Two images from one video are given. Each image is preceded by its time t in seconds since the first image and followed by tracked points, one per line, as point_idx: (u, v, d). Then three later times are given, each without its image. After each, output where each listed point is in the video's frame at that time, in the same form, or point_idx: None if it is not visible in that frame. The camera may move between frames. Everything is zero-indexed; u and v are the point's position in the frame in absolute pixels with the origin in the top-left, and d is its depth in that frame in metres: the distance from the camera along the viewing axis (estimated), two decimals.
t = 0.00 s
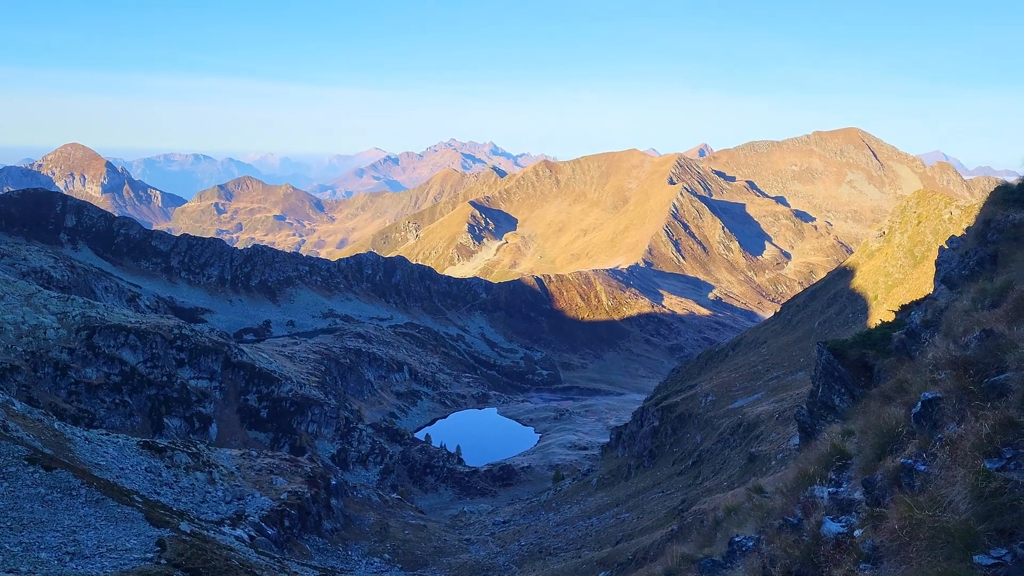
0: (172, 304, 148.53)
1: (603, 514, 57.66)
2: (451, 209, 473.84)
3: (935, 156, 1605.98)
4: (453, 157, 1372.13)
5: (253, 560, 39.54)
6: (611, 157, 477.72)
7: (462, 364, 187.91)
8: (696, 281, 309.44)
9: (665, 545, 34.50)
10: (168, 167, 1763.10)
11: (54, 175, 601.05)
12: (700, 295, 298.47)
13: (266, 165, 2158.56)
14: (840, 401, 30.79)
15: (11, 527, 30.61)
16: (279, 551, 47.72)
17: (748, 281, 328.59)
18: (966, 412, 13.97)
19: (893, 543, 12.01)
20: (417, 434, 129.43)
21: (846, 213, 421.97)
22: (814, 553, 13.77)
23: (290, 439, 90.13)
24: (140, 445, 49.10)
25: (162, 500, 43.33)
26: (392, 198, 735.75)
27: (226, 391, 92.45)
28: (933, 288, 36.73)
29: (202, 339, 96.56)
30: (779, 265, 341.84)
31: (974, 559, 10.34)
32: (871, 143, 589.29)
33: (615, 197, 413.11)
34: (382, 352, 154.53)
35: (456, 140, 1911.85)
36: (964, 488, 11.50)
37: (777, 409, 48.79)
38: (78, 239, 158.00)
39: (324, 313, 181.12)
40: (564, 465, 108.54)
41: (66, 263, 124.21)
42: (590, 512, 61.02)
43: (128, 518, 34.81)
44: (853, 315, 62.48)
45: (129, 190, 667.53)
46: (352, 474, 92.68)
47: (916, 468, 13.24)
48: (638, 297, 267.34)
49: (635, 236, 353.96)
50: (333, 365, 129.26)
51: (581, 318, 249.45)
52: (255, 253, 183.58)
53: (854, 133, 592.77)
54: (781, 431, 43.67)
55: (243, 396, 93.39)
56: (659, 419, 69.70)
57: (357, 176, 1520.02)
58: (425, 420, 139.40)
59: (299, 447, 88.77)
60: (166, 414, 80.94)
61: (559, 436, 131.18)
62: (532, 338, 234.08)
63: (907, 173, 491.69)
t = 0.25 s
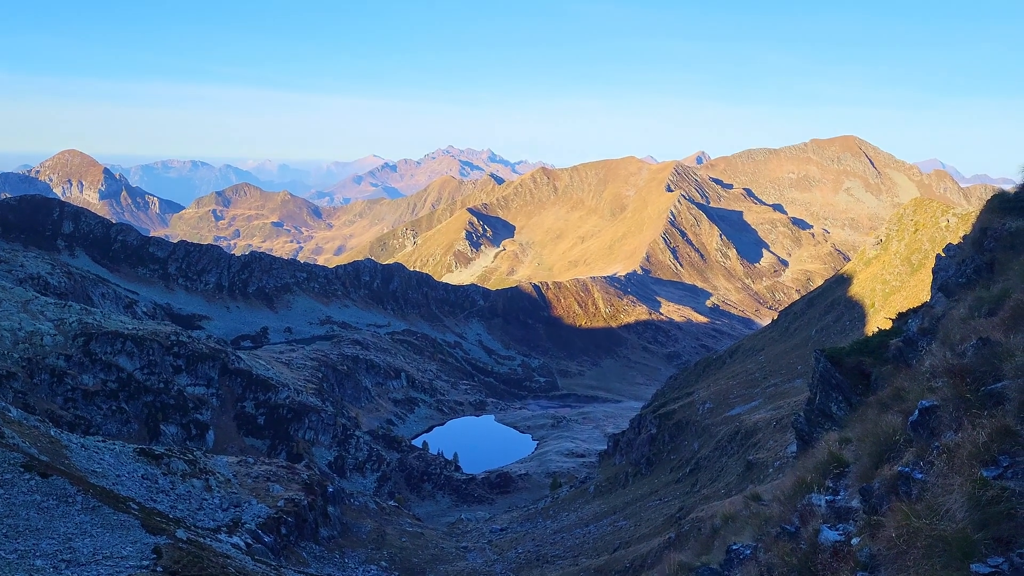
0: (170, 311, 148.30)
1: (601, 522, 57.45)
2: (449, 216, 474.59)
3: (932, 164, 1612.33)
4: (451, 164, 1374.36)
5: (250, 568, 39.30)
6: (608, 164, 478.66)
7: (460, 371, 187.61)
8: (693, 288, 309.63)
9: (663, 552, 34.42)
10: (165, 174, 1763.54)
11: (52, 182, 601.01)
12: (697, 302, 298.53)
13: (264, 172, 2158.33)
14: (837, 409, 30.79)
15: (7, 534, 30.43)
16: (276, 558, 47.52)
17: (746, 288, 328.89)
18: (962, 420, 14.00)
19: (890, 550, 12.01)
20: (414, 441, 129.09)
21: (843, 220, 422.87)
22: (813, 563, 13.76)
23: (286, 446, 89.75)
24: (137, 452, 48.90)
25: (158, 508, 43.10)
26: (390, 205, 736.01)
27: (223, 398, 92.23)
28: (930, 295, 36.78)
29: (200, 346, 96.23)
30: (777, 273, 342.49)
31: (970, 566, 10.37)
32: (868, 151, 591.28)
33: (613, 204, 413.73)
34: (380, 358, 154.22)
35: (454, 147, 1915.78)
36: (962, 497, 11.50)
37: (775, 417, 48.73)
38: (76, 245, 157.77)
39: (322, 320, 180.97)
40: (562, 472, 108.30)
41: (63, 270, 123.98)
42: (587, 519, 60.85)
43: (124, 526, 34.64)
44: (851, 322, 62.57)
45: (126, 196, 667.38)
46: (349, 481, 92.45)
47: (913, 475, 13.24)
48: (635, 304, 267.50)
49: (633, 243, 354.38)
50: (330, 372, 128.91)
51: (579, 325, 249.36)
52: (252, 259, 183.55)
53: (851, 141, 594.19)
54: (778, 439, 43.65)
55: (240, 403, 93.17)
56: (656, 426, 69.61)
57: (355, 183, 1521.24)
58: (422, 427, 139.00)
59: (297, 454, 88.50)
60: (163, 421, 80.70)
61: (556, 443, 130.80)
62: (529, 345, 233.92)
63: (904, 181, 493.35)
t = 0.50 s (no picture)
0: (170, 315, 148.24)
1: (602, 527, 57.29)
2: (450, 220, 474.72)
3: (932, 169, 1612.36)
4: (452, 169, 1375.62)
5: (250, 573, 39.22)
6: (609, 169, 478.88)
7: (460, 376, 187.37)
8: (694, 293, 309.51)
9: (664, 557, 34.33)
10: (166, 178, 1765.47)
11: (53, 186, 601.62)
12: (698, 307, 298.39)
13: (265, 176, 2156.16)
14: (838, 414, 30.78)
15: (7, 538, 30.41)
16: (276, 563, 47.42)
17: (747, 293, 328.80)
18: (963, 426, 14.01)
19: (891, 556, 12.02)
20: (414, 446, 128.93)
21: (844, 225, 423.04)
22: (813, 569, 13.78)
23: (286, 451, 89.74)
24: (137, 456, 48.86)
25: (159, 512, 43.00)
26: (391, 210, 736.40)
27: (224, 402, 92.19)
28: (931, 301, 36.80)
29: (200, 350, 96.17)
30: (777, 278, 342.40)
31: (972, 572, 10.37)
32: (869, 156, 591.41)
33: (613, 209, 413.90)
34: (380, 363, 154.08)
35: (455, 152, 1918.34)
36: (962, 504, 11.49)
37: (776, 422, 48.71)
38: (77, 250, 157.78)
39: (322, 325, 180.96)
40: (562, 477, 108.13)
41: (64, 274, 124.01)
42: (588, 524, 60.68)
43: (124, 530, 34.56)
44: (851, 328, 62.55)
45: (127, 201, 668.01)
46: (350, 486, 92.44)
47: (912, 482, 13.26)
48: (636, 309, 267.32)
49: (634, 248, 354.23)
50: (331, 377, 128.80)
51: (580, 330, 249.10)
52: (253, 264, 183.71)
53: (852, 147, 594.17)
54: (779, 444, 43.63)
55: (240, 407, 93.13)
56: (657, 431, 69.48)
57: (356, 188, 1522.21)
58: (422, 432, 138.82)
59: (297, 459, 88.46)
60: (163, 425, 80.63)
61: (557, 448, 130.65)
62: (530, 349, 233.73)
63: (904, 186, 493.45)
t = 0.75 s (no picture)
0: (174, 318, 148.69)
1: (605, 531, 57.16)
2: (453, 224, 475.47)
3: (936, 173, 1609.56)
4: (455, 172, 1376.72)
5: None
6: (612, 172, 478.90)
7: (463, 379, 187.28)
8: (697, 296, 309.15)
9: (667, 562, 34.24)
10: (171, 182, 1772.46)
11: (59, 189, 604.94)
12: (701, 311, 298.01)
13: (269, 179, 2157.16)
14: (843, 418, 30.71)
15: (12, 540, 30.52)
16: (279, 566, 47.42)
17: (750, 297, 328.20)
18: (969, 431, 13.95)
19: (897, 562, 11.99)
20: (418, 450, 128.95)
21: (848, 229, 422.44)
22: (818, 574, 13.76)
23: (290, 454, 89.81)
24: (141, 459, 48.99)
25: (162, 515, 43.05)
26: (395, 213, 736.96)
27: (228, 405, 92.34)
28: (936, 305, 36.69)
29: (204, 353, 96.32)
30: (781, 281, 341.78)
31: None
32: (873, 159, 590.21)
33: (617, 213, 413.84)
34: (384, 366, 154.16)
35: (458, 155, 1921.04)
36: (969, 509, 11.45)
37: (780, 426, 48.63)
38: (81, 253, 158.36)
39: (326, 328, 181.29)
40: (565, 480, 107.98)
41: (69, 277, 124.53)
42: (591, 528, 60.58)
43: (128, 532, 34.65)
44: (856, 331, 62.41)
45: (131, 204, 670.53)
46: (353, 489, 92.64)
47: (918, 486, 13.24)
48: (640, 313, 267.01)
49: (637, 251, 353.98)
50: (334, 380, 128.88)
51: (583, 334, 248.82)
52: (257, 267, 184.20)
53: (856, 150, 593.38)
54: (783, 448, 43.54)
55: (244, 410, 93.24)
56: (661, 435, 69.34)
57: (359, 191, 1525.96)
58: (426, 435, 138.83)
59: (300, 462, 88.52)
60: (167, 428, 80.76)
61: (560, 452, 130.51)
62: (533, 353, 233.64)
63: (909, 190, 492.50)
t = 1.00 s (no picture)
0: (180, 321, 149.21)
1: (611, 535, 57.05)
2: (459, 227, 475.85)
3: (945, 176, 1602.05)
4: (461, 176, 1377.06)
5: None
6: (618, 175, 478.45)
7: (469, 383, 187.28)
8: (703, 299, 308.31)
9: (673, 565, 34.21)
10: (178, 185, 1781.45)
11: (66, 193, 608.43)
12: (707, 314, 297.28)
13: (275, 183, 2150.12)
14: (848, 422, 30.68)
15: (20, 542, 30.75)
16: (285, 569, 47.47)
17: (756, 300, 327.40)
18: (978, 434, 13.92)
19: (904, 567, 12.04)
20: (423, 453, 129.00)
21: (855, 233, 420.68)
22: None
23: (296, 457, 90.05)
24: (147, 462, 49.21)
25: (168, 518, 43.17)
26: (401, 216, 737.52)
27: (234, 408, 92.67)
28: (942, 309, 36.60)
29: (210, 356, 96.65)
30: (787, 285, 340.88)
31: None
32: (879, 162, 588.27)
33: (623, 216, 413.42)
34: (390, 370, 154.37)
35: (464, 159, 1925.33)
36: (976, 514, 11.47)
37: (786, 429, 48.49)
38: (88, 256, 159.21)
39: (331, 331, 181.71)
40: (570, 484, 107.77)
41: (76, 280, 125.27)
42: (597, 531, 60.51)
43: (134, 535, 34.74)
44: (862, 335, 62.22)
45: (138, 207, 673.03)
46: (358, 492, 93.11)
47: (925, 491, 13.29)
48: (645, 316, 266.61)
49: (643, 254, 353.40)
50: (340, 383, 129.05)
51: (589, 337, 248.40)
52: (262, 270, 184.72)
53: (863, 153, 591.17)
54: (789, 452, 43.46)
55: (250, 413, 93.53)
56: (666, 439, 69.21)
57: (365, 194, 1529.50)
58: (431, 438, 138.91)
59: (306, 465, 88.78)
60: (174, 430, 81.04)
61: (565, 455, 130.27)
62: (539, 356, 233.56)
63: (915, 194, 490.81)
